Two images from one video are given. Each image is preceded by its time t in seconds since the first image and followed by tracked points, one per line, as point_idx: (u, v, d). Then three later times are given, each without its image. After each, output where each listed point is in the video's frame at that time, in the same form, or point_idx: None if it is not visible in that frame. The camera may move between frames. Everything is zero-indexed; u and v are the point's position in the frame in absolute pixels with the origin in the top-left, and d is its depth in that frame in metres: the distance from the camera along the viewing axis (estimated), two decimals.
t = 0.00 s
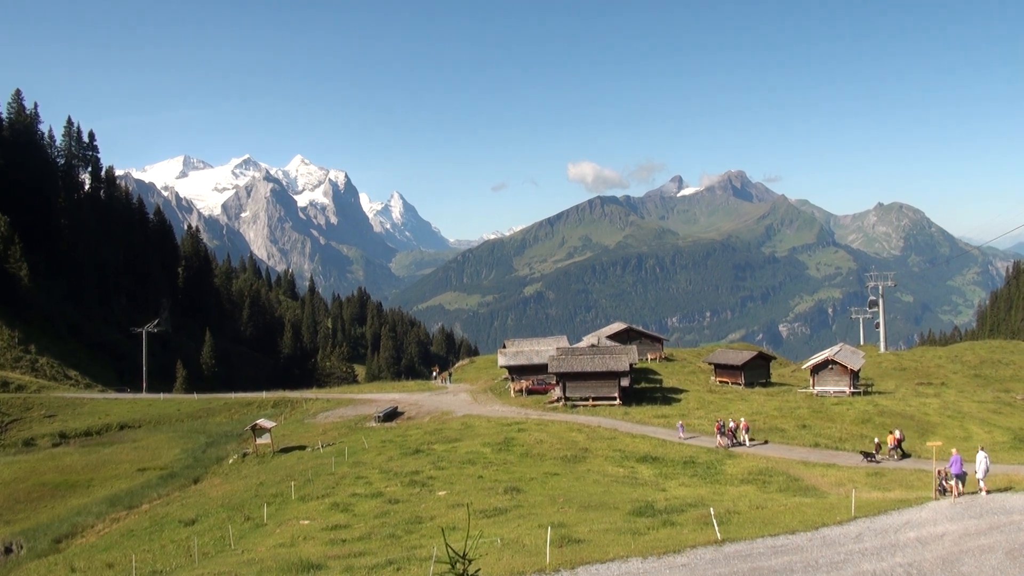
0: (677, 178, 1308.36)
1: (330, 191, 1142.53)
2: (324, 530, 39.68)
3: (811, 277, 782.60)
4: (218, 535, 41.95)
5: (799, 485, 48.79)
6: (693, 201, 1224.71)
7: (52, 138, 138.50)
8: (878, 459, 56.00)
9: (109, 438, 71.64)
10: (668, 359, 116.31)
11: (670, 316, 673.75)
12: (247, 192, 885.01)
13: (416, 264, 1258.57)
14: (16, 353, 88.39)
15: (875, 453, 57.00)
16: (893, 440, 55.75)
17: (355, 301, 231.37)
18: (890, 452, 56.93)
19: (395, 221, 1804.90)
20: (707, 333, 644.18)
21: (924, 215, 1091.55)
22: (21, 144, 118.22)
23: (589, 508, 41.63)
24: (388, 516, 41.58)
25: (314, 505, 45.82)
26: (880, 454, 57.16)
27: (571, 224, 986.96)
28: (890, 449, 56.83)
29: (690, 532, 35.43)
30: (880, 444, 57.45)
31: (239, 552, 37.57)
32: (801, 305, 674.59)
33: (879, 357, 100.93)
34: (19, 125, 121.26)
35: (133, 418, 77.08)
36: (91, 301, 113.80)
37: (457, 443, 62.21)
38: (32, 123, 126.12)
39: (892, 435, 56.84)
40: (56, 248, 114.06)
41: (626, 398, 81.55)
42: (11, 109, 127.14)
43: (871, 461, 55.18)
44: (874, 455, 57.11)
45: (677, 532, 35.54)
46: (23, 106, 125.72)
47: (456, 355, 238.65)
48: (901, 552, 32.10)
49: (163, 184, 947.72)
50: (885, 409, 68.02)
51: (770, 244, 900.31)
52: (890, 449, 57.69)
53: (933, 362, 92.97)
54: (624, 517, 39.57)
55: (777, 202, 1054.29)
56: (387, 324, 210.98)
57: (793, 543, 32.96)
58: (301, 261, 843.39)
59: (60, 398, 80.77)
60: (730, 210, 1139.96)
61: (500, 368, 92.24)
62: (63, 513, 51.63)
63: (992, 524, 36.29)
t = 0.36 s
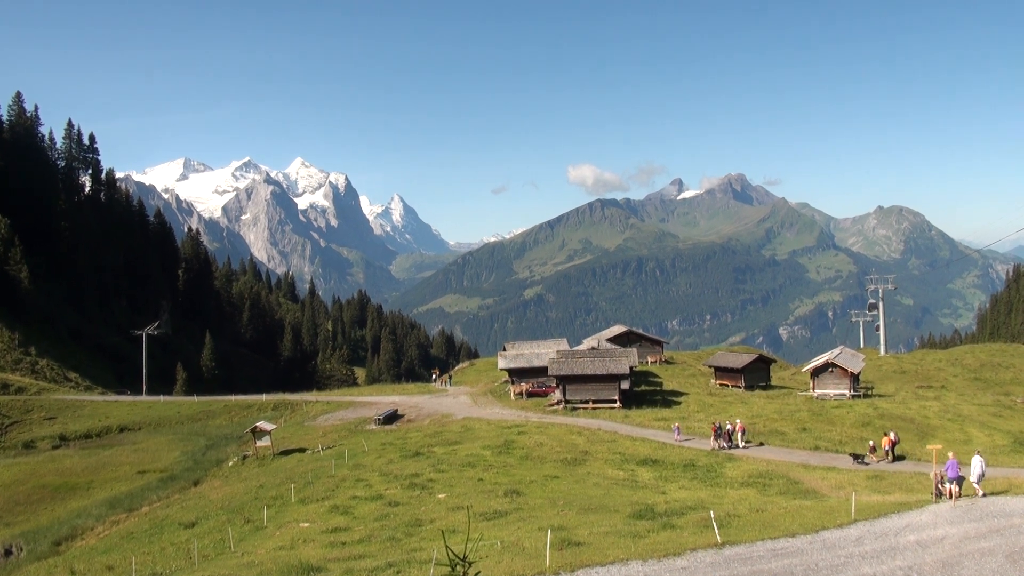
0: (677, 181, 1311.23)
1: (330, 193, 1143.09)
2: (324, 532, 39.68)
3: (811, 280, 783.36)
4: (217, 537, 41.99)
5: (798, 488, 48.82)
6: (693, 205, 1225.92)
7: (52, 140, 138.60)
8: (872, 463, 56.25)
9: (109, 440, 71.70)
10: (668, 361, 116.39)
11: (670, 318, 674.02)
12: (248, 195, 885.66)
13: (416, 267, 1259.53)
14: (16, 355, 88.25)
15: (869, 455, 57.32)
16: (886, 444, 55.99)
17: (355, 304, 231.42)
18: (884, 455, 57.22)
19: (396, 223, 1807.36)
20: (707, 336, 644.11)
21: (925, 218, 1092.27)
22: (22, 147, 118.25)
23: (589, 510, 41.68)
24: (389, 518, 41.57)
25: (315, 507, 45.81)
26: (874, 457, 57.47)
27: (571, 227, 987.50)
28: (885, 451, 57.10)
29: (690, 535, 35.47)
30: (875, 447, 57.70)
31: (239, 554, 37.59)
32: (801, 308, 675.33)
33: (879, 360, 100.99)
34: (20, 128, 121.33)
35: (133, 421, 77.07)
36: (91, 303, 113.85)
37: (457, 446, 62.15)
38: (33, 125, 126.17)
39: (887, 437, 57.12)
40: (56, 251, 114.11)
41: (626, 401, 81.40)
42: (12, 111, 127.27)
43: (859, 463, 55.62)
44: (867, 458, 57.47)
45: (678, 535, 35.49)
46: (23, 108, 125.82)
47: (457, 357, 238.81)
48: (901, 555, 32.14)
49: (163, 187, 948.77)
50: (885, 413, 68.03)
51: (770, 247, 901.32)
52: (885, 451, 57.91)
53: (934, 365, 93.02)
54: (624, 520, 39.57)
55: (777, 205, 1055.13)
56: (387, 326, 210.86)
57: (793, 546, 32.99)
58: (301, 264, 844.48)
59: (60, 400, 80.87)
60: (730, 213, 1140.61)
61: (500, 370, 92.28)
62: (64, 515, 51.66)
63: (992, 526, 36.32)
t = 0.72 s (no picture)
0: (677, 183, 1310.92)
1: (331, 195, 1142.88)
2: (324, 533, 39.66)
3: (811, 281, 782.91)
4: (217, 538, 41.99)
5: (799, 489, 48.76)
6: (693, 206, 1226.27)
7: (52, 141, 138.70)
8: (868, 464, 56.39)
9: (109, 441, 71.67)
10: (668, 362, 116.42)
11: (670, 320, 673.95)
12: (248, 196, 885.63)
13: (416, 268, 1259.26)
14: (16, 356, 88.45)
15: (865, 457, 57.48)
16: (882, 445, 56.19)
17: (355, 305, 231.41)
18: (881, 456, 57.36)
19: (396, 225, 1807.82)
20: (708, 338, 644.26)
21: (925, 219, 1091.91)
22: (22, 148, 118.21)
23: (589, 511, 41.67)
24: (389, 519, 41.50)
25: (315, 509, 45.78)
26: (871, 458, 57.64)
27: (571, 228, 987.50)
28: (880, 453, 57.33)
29: (691, 536, 35.40)
30: (870, 448, 57.94)
31: (239, 555, 37.56)
32: (801, 310, 675.17)
33: (879, 361, 100.92)
34: (19, 129, 121.30)
35: (133, 421, 77.07)
36: (91, 304, 113.88)
37: (457, 447, 62.15)
38: (33, 127, 126.15)
39: (882, 438, 57.36)
40: (56, 252, 114.34)
41: (626, 402, 81.30)
42: (11, 112, 127.31)
43: (849, 463, 55.99)
44: (863, 460, 57.70)
45: (678, 536, 35.53)
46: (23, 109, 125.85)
47: (457, 358, 238.79)
48: (900, 555, 32.18)
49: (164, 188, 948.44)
50: (885, 413, 68.07)
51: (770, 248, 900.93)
52: (882, 452, 58.05)
53: (933, 366, 93.11)
54: (624, 521, 39.58)
55: (777, 206, 1055.14)
56: (387, 327, 210.82)
57: (793, 547, 32.98)
58: (301, 265, 844.68)
59: (61, 401, 80.91)
60: (730, 215, 1140.36)
61: (500, 372, 92.27)
62: (63, 516, 51.65)
63: (992, 528, 36.29)
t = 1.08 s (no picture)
0: (675, 183, 1310.33)
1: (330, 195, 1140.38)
2: (322, 534, 39.66)
3: (809, 281, 783.87)
4: (216, 538, 41.91)
5: (797, 489, 48.84)
6: (692, 205, 1227.10)
7: (50, 142, 138.36)
8: (862, 463, 56.63)
9: (108, 441, 71.57)
10: (667, 362, 116.43)
11: (669, 319, 674.51)
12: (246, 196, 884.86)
13: (414, 268, 1258.78)
14: (15, 356, 88.39)
15: (860, 456, 57.61)
16: (875, 444, 56.41)
17: (354, 304, 231.11)
18: (874, 455, 57.59)
19: (394, 224, 1807.12)
20: (706, 337, 645.00)
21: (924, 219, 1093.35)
22: (20, 149, 117.98)
23: (588, 511, 41.71)
24: (387, 519, 41.54)
25: (314, 508, 45.71)
26: (865, 457, 57.81)
27: (569, 227, 988.20)
28: (873, 451, 57.56)
29: (689, 535, 35.45)
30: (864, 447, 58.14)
31: (239, 555, 37.62)
32: (800, 309, 676.38)
33: (877, 360, 101.06)
34: (17, 129, 121.09)
35: (132, 422, 76.99)
36: (90, 304, 113.74)
37: (456, 447, 62.06)
38: (30, 127, 125.81)
39: (876, 437, 57.59)
40: (55, 252, 114.08)
41: (624, 402, 81.32)
42: (9, 113, 127.01)
43: (836, 461, 56.38)
44: (857, 459, 57.88)
45: (676, 535, 35.58)
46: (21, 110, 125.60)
47: (456, 358, 238.83)
48: (899, 555, 32.18)
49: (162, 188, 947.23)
50: (884, 413, 68.06)
51: (768, 247, 901.93)
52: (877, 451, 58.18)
53: (932, 365, 93.23)
54: (623, 521, 39.58)
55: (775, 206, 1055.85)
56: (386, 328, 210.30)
57: (792, 547, 32.95)
58: (300, 265, 844.01)
59: (58, 401, 80.68)
60: (729, 214, 1140.30)
61: (499, 372, 92.29)
62: (62, 517, 51.55)
63: (991, 527, 36.37)
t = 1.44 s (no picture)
0: (666, 181, 1312.14)
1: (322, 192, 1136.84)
2: (315, 531, 39.48)
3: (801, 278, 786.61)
4: (209, 536, 41.77)
5: (788, 486, 48.94)
6: (684, 203, 1229.65)
7: (42, 139, 137.02)
8: (849, 460, 56.95)
9: (100, 439, 71.13)
10: (658, 359, 116.65)
11: (660, 317, 676.24)
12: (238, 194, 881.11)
13: (406, 266, 1256.35)
14: (7, 355, 87.60)
15: (847, 453, 57.89)
16: (862, 440, 56.71)
17: (346, 302, 230.26)
18: (861, 452, 57.85)
19: (386, 222, 1803.08)
20: (698, 335, 646.71)
21: (916, 217, 1098.96)
22: (12, 146, 116.90)
23: (580, 509, 41.61)
24: (380, 518, 41.35)
25: (306, 506, 45.47)
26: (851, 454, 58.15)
27: (561, 225, 988.13)
28: (860, 448, 57.85)
29: (681, 533, 35.44)
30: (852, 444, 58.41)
31: (231, 554, 37.37)
32: (792, 307, 679.11)
33: (869, 358, 101.52)
34: (9, 126, 119.94)
35: (124, 420, 76.58)
36: (82, 303, 112.95)
37: (449, 445, 61.97)
38: (22, 124, 124.64)
39: (864, 434, 57.89)
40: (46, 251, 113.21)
41: (616, 399, 81.39)
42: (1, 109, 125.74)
43: (818, 457, 56.87)
44: (846, 456, 58.09)
45: (669, 533, 35.54)
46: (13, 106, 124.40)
47: (448, 356, 238.42)
48: (890, 552, 32.20)
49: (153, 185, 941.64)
50: (876, 410, 68.27)
51: (760, 245, 905.31)
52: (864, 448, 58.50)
53: (923, 363, 93.63)
54: (616, 518, 39.52)
55: (767, 204, 1058.95)
56: (378, 326, 209.56)
57: (784, 543, 32.98)
58: (292, 263, 841.24)
59: (50, 399, 80.10)
60: (721, 212, 1142.92)
61: (491, 369, 92.19)
62: (54, 515, 51.24)
63: (982, 524, 36.48)
